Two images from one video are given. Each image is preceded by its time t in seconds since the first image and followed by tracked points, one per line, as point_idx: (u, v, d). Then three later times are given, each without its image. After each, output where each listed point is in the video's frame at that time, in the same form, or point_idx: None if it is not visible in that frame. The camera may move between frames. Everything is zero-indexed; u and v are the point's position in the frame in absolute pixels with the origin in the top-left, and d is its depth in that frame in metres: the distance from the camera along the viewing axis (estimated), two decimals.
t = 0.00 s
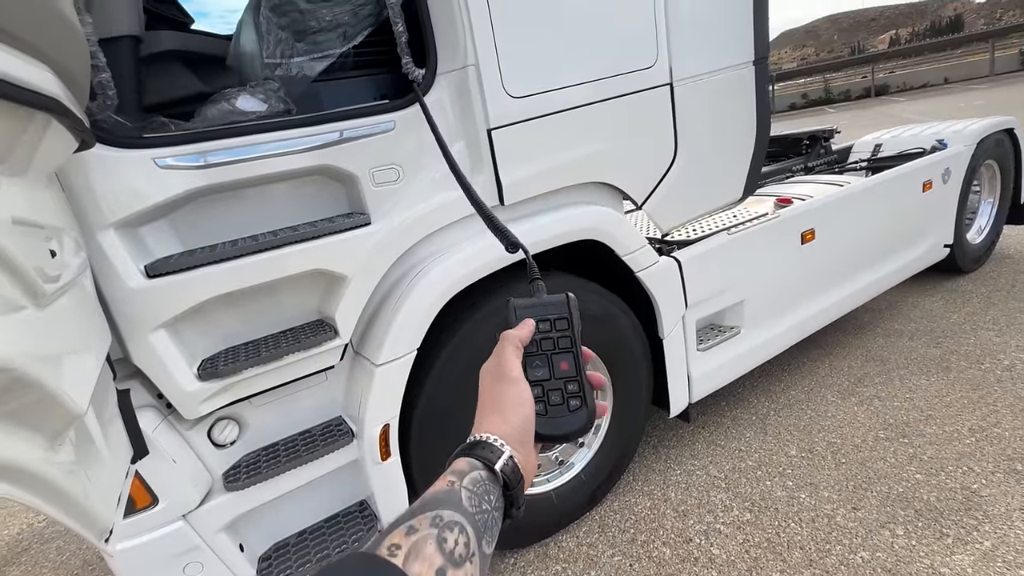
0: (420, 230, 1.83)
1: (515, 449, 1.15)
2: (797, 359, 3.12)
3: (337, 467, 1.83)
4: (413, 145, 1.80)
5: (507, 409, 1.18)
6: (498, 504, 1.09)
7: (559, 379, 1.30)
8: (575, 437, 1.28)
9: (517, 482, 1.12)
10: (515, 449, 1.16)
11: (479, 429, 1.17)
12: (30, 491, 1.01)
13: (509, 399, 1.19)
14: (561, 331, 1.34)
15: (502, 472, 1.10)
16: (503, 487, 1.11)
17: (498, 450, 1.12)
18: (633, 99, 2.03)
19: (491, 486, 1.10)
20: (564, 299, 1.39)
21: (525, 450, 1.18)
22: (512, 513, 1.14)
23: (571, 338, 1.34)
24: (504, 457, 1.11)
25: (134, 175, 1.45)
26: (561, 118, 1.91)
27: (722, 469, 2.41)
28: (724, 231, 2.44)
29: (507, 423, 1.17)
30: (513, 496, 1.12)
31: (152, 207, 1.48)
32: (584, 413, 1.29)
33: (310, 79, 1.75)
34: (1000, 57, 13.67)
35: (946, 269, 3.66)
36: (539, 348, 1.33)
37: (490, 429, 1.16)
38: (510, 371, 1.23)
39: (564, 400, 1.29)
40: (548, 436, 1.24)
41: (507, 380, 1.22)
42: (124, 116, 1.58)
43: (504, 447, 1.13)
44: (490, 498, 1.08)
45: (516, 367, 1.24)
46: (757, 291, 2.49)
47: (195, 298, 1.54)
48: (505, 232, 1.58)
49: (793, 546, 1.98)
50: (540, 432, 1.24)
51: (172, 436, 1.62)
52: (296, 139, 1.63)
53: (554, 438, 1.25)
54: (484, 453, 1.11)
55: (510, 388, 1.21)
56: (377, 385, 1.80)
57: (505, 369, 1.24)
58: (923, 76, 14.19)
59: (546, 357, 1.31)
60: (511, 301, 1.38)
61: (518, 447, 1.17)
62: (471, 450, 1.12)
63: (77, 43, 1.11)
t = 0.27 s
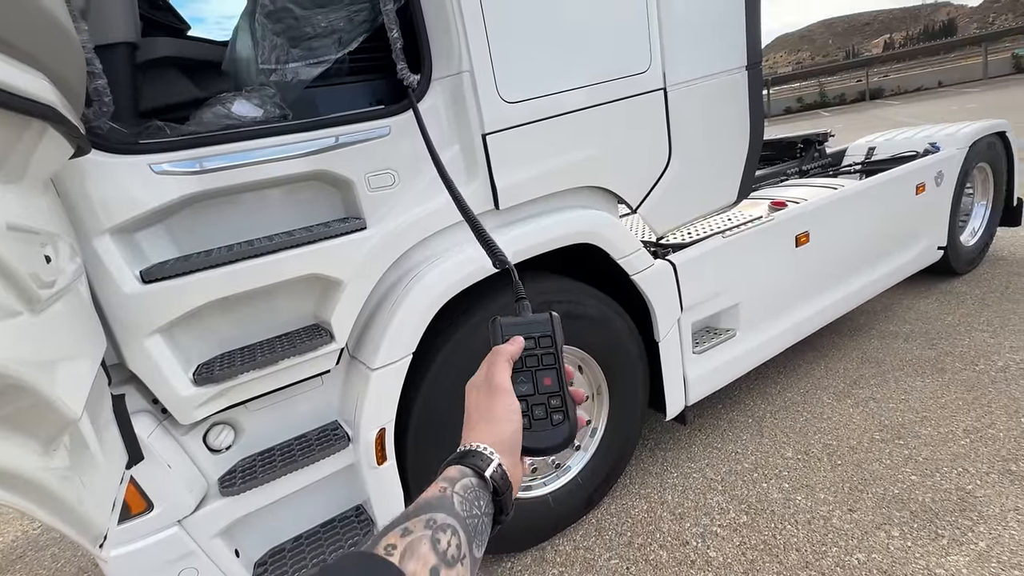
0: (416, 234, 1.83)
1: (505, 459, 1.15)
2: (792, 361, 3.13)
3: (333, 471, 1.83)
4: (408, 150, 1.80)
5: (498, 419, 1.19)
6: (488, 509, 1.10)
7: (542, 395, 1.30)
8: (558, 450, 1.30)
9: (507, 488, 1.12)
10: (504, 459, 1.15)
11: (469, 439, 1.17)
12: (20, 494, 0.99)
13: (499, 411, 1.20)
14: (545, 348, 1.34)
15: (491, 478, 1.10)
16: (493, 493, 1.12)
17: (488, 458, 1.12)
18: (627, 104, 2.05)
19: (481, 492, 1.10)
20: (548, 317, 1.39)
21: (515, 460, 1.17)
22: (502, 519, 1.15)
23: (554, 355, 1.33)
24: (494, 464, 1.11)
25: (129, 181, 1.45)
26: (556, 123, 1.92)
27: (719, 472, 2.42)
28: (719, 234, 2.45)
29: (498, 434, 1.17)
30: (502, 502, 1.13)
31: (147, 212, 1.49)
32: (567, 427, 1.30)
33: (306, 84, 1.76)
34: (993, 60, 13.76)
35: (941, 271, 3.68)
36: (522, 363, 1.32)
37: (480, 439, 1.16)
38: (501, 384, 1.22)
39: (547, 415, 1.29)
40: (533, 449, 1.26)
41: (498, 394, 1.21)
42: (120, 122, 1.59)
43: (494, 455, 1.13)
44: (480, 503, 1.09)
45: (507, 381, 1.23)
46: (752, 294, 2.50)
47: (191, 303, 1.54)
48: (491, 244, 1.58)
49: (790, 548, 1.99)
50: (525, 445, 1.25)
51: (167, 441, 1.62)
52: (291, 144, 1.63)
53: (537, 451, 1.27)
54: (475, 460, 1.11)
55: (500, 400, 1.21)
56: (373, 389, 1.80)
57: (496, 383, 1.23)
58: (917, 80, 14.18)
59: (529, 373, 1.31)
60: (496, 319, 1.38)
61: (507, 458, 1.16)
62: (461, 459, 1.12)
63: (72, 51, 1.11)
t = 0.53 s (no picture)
0: (413, 237, 1.84)
1: (499, 473, 1.15)
2: (789, 363, 3.14)
3: (330, 475, 1.83)
4: (405, 153, 1.81)
5: (492, 434, 1.18)
6: (482, 523, 1.10)
7: (533, 414, 1.31)
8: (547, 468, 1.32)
9: (499, 503, 1.13)
10: (498, 473, 1.15)
11: (462, 454, 1.17)
12: (15, 496, 1.00)
13: (494, 426, 1.19)
14: (538, 367, 1.34)
15: (486, 492, 1.10)
16: (486, 506, 1.12)
17: (482, 472, 1.12)
18: (623, 107, 2.06)
19: (475, 506, 1.11)
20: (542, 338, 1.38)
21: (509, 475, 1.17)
22: (493, 532, 1.15)
23: (546, 374, 1.33)
24: (488, 478, 1.11)
25: (127, 185, 1.46)
26: (552, 127, 1.94)
27: (716, 473, 2.42)
28: (714, 236, 2.47)
29: (492, 448, 1.17)
30: (495, 516, 1.13)
31: (145, 216, 1.49)
32: (556, 446, 1.31)
33: (303, 89, 1.78)
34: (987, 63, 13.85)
35: (935, 273, 3.70)
36: (515, 382, 1.32)
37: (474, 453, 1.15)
38: (496, 400, 1.23)
39: (537, 434, 1.31)
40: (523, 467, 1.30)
41: (493, 410, 1.22)
42: (118, 126, 1.60)
43: (488, 469, 1.13)
44: (474, 516, 1.09)
45: (501, 397, 1.24)
46: (748, 296, 2.51)
47: (189, 306, 1.55)
48: (486, 262, 1.58)
49: (786, 549, 1.99)
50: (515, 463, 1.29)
51: (165, 445, 1.62)
52: (289, 148, 1.64)
53: (527, 468, 1.30)
54: (470, 474, 1.11)
55: (494, 416, 1.21)
56: (370, 392, 1.81)
57: (490, 399, 1.24)
58: (913, 83, 14.20)
59: (522, 392, 1.31)
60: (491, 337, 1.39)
61: (501, 472, 1.16)
62: (455, 472, 1.12)
63: (71, 57, 1.12)
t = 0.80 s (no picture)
0: (411, 240, 1.84)
1: (498, 472, 1.15)
2: (787, 364, 3.15)
3: (329, 478, 1.83)
4: (403, 156, 1.82)
5: (490, 432, 1.17)
6: (480, 522, 1.11)
7: (531, 411, 1.30)
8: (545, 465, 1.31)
9: (498, 502, 1.13)
10: (497, 472, 1.15)
11: (461, 452, 1.16)
12: (13, 500, 0.99)
13: (493, 425, 1.18)
14: (535, 365, 1.34)
15: (485, 492, 1.11)
16: (485, 506, 1.12)
17: (481, 471, 1.12)
18: (621, 109, 2.07)
19: (473, 505, 1.11)
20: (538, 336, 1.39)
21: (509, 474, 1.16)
22: (491, 532, 1.16)
23: (543, 372, 1.34)
24: (487, 478, 1.12)
25: (126, 188, 1.46)
26: (550, 129, 1.94)
27: (715, 474, 2.43)
28: (712, 238, 2.47)
29: (491, 447, 1.16)
30: (493, 516, 1.13)
31: (144, 219, 1.49)
32: (555, 443, 1.30)
33: (300, 91, 1.77)
34: (981, 65, 13.92)
35: (932, 274, 3.71)
36: (513, 380, 1.32)
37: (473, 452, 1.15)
38: (494, 398, 1.23)
39: (536, 430, 1.31)
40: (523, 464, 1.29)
41: (491, 407, 1.21)
42: (116, 129, 1.61)
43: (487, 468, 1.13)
44: (473, 516, 1.10)
45: (499, 395, 1.24)
46: (746, 297, 2.52)
47: (187, 309, 1.55)
48: (485, 264, 1.58)
49: (785, 550, 2.00)
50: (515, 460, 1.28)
51: (163, 448, 1.62)
52: (287, 151, 1.64)
53: (526, 466, 1.29)
54: (469, 473, 1.11)
55: (493, 414, 1.20)
56: (369, 394, 1.80)
57: (488, 397, 1.23)
58: (908, 85, 14.28)
59: (520, 390, 1.31)
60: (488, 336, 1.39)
61: (500, 471, 1.16)
62: (454, 471, 1.12)
63: (69, 61, 1.12)
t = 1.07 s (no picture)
0: (411, 243, 1.85)
1: (504, 474, 1.16)
2: (785, 365, 3.16)
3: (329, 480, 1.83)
4: (403, 160, 1.82)
5: (495, 435, 1.18)
6: (487, 524, 1.11)
7: (534, 414, 1.31)
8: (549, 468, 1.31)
9: (504, 504, 1.13)
10: (502, 474, 1.16)
11: (467, 455, 1.17)
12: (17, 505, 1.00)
13: (498, 428, 1.20)
14: (537, 368, 1.35)
15: (491, 493, 1.11)
16: (491, 508, 1.12)
17: (487, 474, 1.13)
18: (619, 113, 2.08)
19: (480, 508, 1.11)
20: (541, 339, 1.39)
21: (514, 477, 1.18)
22: (498, 534, 1.15)
23: (546, 375, 1.35)
24: (493, 480, 1.12)
25: (126, 193, 1.46)
26: (549, 132, 1.95)
27: (713, 476, 2.43)
28: (710, 240, 2.48)
29: (496, 450, 1.17)
30: (500, 518, 1.14)
31: (144, 223, 1.50)
32: (557, 446, 1.31)
33: (301, 96, 1.79)
34: (977, 66, 13.97)
35: (929, 275, 3.73)
36: (516, 383, 1.33)
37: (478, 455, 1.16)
38: (499, 401, 1.24)
39: (539, 433, 1.31)
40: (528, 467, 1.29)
41: (496, 410, 1.23)
42: (116, 132, 1.61)
43: (493, 470, 1.14)
44: (479, 518, 1.09)
45: (503, 399, 1.25)
46: (744, 299, 2.53)
47: (187, 313, 1.55)
48: (485, 266, 1.58)
49: (784, 551, 2.00)
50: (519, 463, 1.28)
51: (163, 452, 1.62)
52: (287, 155, 1.65)
53: (530, 469, 1.29)
54: (475, 475, 1.12)
55: (497, 417, 1.21)
56: (369, 397, 1.81)
57: (492, 400, 1.25)
58: (904, 87, 14.33)
59: (522, 393, 1.32)
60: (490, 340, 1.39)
61: (506, 473, 1.17)
62: (460, 473, 1.13)
63: (71, 67, 1.12)
